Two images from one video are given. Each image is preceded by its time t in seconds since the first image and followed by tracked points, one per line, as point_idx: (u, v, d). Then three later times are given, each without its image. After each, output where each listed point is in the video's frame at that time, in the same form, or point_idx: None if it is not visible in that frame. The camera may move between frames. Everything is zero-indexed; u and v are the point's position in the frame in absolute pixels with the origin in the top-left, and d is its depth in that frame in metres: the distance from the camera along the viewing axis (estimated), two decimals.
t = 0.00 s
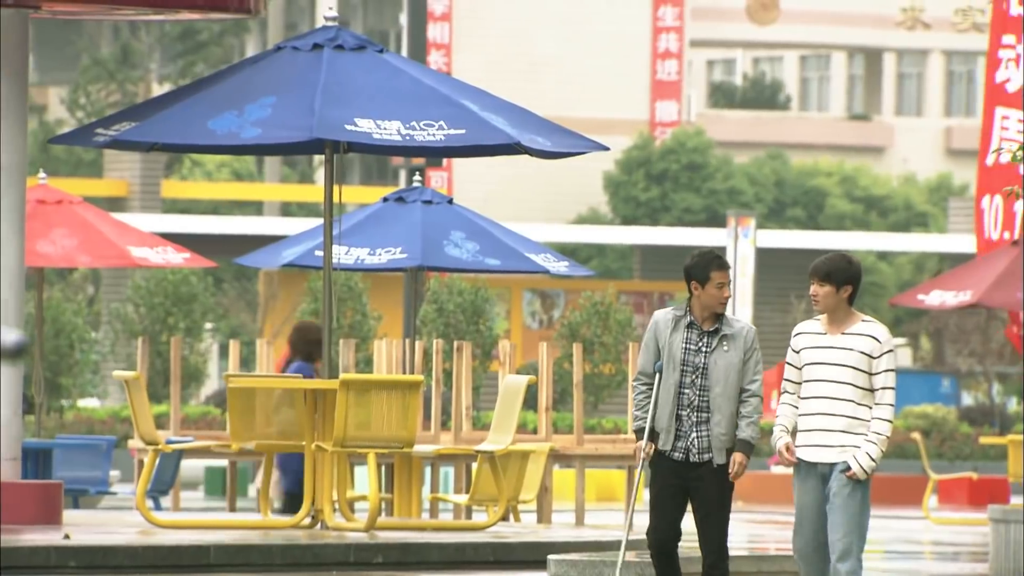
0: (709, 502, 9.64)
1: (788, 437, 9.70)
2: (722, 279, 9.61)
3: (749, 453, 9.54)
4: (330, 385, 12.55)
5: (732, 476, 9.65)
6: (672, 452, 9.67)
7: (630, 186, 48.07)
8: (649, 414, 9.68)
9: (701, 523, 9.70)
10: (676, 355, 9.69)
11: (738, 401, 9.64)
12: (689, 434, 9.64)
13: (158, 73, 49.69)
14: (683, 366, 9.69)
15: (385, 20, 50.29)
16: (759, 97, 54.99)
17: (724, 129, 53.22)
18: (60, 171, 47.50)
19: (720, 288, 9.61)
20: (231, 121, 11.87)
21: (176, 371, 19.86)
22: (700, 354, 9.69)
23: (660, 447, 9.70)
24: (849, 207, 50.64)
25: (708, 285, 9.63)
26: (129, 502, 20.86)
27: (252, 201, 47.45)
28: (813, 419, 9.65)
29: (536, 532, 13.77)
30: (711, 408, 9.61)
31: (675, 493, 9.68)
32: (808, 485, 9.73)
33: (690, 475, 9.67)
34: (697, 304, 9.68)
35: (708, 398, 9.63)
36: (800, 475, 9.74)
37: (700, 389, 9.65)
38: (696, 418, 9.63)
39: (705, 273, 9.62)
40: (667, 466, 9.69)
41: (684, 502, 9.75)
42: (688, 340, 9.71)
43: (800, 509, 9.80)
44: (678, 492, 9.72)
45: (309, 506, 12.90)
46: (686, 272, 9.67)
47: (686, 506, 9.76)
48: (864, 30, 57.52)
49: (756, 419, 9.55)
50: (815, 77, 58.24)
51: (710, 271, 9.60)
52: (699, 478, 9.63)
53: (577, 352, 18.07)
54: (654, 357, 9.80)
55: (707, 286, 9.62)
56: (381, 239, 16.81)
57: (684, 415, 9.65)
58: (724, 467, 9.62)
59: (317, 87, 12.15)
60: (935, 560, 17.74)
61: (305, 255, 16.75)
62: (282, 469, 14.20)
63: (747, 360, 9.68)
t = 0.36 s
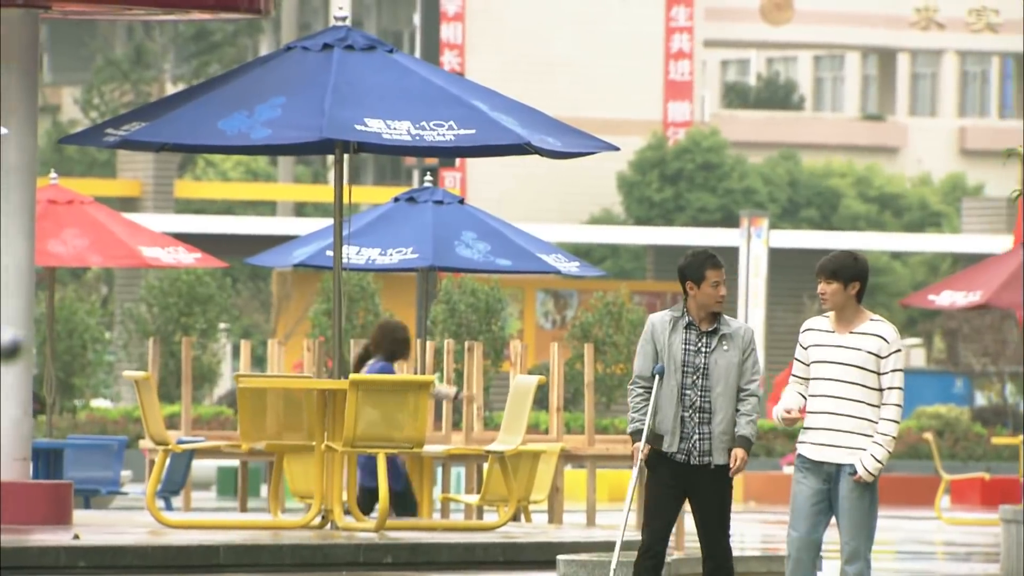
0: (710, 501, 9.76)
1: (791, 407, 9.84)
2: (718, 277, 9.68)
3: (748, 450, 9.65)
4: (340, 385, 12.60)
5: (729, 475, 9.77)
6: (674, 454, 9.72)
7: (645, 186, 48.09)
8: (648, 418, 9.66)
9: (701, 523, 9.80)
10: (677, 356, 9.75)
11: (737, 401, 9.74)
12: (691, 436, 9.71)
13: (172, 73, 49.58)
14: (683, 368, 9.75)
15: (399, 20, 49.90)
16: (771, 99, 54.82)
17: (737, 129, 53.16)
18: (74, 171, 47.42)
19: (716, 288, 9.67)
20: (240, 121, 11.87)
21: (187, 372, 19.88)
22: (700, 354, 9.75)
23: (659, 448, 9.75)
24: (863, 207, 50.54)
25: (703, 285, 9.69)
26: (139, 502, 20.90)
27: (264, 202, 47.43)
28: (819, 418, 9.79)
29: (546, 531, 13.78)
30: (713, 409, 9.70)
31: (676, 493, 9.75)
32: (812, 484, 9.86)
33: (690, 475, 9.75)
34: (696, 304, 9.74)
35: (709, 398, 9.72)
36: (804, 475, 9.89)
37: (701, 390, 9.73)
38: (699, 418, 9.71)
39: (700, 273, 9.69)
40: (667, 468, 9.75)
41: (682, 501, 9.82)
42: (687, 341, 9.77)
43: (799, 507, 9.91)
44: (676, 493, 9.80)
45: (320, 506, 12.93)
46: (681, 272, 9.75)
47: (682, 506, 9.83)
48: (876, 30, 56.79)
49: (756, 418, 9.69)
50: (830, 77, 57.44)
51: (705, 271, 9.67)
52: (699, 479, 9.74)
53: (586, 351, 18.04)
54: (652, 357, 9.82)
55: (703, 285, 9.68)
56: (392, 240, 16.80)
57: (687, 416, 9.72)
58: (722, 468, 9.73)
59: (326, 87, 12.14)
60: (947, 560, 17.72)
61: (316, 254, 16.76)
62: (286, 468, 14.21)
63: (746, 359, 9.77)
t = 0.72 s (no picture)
0: (700, 497, 10.06)
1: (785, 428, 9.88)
2: (688, 277, 10.00)
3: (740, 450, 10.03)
4: (354, 387, 12.67)
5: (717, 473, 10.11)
6: (663, 455, 9.99)
7: (663, 190, 47.80)
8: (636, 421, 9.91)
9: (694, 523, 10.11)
10: (659, 358, 10.00)
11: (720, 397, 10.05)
12: (679, 435, 9.99)
13: (188, 75, 49.42)
14: (666, 369, 10.02)
15: (416, 23, 49.85)
16: (789, 102, 53.84)
17: (755, 131, 51.49)
18: (91, 173, 47.19)
19: (688, 286, 9.98)
20: (254, 124, 11.88)
21: (202, 376, 19.83)
22: (681, 354, 10.04)
23: (646, 450, 9.99)
24: (880, 211, 50.47)
25: (677, 285, 10.01)
26: (155, 504, 20.87)
27: (281, 204, 47.38)
28: (817, 427, 9.80)
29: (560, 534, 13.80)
30: (699, 408, 10.00)
31: (667, 493, 10.01)
32: (813, 492, 9.86)
33: (678, 474, 10.02)
34: (671, 304, 10.02)
35: (694, 397, 10.01)
36: (804, 484, 9.89)
37: (686, 390, 10.02)
38: (686, 418, 10.00)
39: (673, 274, 10.01)
40: (656, 470, 10.00)
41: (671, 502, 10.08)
42: (666, 342, 10.04)
43: (800, 514, 9.91)
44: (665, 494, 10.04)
45: (334, 508, 12.96)
46: (652, 274, 10.06)
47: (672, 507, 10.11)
48: (892, 33, 54.40)
49: (742, 418, 10.05)
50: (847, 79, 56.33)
51: (677, 272, 9.99)
52: (691, 478, 10.02)
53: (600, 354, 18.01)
54: (629, 360, 10.04)
55: (676, 286, 9.98)
56: (406, 242, 16.80)
57: (673, 417, 9.99)
58: (712, 465, 10.06)
59: (340, 89, 12.15)
60: (964, 564, 17.61)
61: (330, 258, 16.80)
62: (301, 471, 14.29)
63: (724, 355, 10.09)
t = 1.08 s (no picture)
0: (701, 495, 10.28)
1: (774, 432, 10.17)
2: (679, 278, 10.26)
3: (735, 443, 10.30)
4: (371, 389, 12.69)
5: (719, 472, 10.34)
6: (662, 455, 10.26)
7: (684, 191, 47.67)
8: (633, 423, 10.21)
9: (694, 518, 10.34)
10: (655, 359, 10.27)
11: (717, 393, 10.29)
12: (676, 434, 10.26)
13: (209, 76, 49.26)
14: (663, 369, 10.27)
15: (439, 24, 49.08)
16: (812, 102, 52.64)
17: (779, 133, 51.30)
18: (114, 173, 46.92)
19: (681, 286, 10.24)
20: (273, 125, 11.88)
21: (223, 375, 19.85)
22: (677, 353, 10.29)
23: (646, 452, 10.26)
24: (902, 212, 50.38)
25: (669, 286, 10.26)
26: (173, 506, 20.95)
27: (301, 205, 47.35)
28: (807, 424, 10.10)
29: (580, 535, 13.77)
30: (696, 406, 10.24)
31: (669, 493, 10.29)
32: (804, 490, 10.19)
33: (679, 473, 10.29)
34: (663, 305, 10.27)
35: (692, 395, 10.26)
36: (796, 481, 10.21)
37: (684, 388, 10.27)
38: (683, 417, 10.26)
39: (665, 275, 10.27)
40: (657, 470, 10.27)
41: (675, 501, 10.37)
42: (662, 343, 10.29)
43: (796, 513, 10.25)
44: (667, 494, 10.33)
45: (352, 509, 12.99)
46: (645, 275, 10.32)
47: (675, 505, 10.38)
48: (916, 33, 54.17)
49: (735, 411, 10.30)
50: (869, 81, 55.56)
51: (670, 272, 10.25)
52: (692, 477, 10.27)
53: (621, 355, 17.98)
54: (626, 362, 10.31)
55: (667, 287, 10.23)
56: (425, 243, 16.77)
57: (670, 416, 10.26)
58: (714, 463, 10.28)
59: (358, 91, 12.15)
60: (981, 564, 17.68)
61: (351, 258, 16.80)
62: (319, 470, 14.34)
63: (719, 352, 10.34)
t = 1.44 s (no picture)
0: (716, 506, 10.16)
1: (780, 434, 10.09)
2: (698, 285, 10.16)
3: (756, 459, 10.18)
4: (392, 390, 12.72)
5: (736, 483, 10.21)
6: (677, 464, 10.17)
7: (706, 194, 47.39)
8: (652, 429, 10.09)
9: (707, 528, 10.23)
10: (676, 367, 10.15)
11: (739, 406, 10.16)
12: (692, 444, 10.14)
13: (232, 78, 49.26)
14: (683, 378, 10.16)
15: (462, 25, 49.10)
16: (837, 104, 52.40)
17: (802, 134, 51.14)
18: (137, 175, 46.76)
19: (698, 295, 10.14)
20: (293, 126, 11.88)
21: (243, 376, 19.85)
22: (700, 363, 10.17)
23: (662, 460, 10.17)
24: (923, 214, 50.15)
25: (686, 291, 10.18)
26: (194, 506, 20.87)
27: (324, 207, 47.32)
28: (807, 427, 10.03)
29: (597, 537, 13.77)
30: (715, 417, 10.11)
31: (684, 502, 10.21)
32: (810, 491, 10.14)
33: (694, 483, 10.20)
34: (690, 309, 10.17)
35: (711, 406, 10.13)
36: (801, 482, 10.16)
37: (704, 398, 10.14)
38: (701, 428, 10.13)
39: (685, 279, 10.18)
40: (671, 479, 10.20)
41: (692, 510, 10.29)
42: (685, 351, 10.18)
43: (801, 514, 10.21)
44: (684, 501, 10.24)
45: (372, 511, 12.98)
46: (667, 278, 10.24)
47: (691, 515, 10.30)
48: (940, 34, 54.00)
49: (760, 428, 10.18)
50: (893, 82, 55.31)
51: (688, 277, 10.14)
52: (707, 487, 10.16)
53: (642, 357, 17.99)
54: (648, 368, 10.21)
55: (684, 291, 10.16)
56: (446, 245, 16.76)
57: (687, 424, 10.14)
58: (731, 475, 10.16)
59: (378, 92, 12.15)
60: (1005, 568, 17.51)
61: (371, 260, 16.82)
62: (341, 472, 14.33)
63: (745, 364, 10.20)
